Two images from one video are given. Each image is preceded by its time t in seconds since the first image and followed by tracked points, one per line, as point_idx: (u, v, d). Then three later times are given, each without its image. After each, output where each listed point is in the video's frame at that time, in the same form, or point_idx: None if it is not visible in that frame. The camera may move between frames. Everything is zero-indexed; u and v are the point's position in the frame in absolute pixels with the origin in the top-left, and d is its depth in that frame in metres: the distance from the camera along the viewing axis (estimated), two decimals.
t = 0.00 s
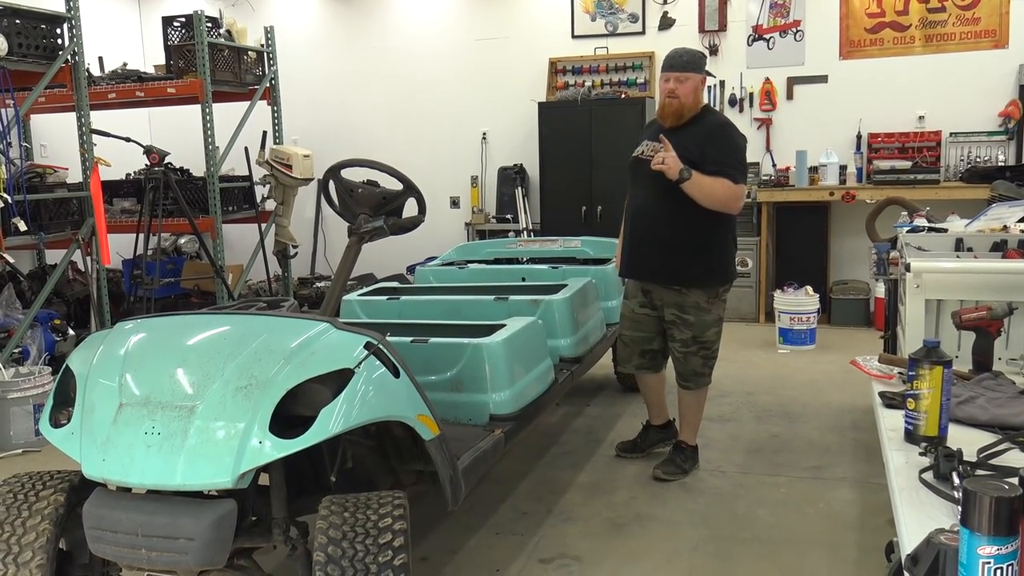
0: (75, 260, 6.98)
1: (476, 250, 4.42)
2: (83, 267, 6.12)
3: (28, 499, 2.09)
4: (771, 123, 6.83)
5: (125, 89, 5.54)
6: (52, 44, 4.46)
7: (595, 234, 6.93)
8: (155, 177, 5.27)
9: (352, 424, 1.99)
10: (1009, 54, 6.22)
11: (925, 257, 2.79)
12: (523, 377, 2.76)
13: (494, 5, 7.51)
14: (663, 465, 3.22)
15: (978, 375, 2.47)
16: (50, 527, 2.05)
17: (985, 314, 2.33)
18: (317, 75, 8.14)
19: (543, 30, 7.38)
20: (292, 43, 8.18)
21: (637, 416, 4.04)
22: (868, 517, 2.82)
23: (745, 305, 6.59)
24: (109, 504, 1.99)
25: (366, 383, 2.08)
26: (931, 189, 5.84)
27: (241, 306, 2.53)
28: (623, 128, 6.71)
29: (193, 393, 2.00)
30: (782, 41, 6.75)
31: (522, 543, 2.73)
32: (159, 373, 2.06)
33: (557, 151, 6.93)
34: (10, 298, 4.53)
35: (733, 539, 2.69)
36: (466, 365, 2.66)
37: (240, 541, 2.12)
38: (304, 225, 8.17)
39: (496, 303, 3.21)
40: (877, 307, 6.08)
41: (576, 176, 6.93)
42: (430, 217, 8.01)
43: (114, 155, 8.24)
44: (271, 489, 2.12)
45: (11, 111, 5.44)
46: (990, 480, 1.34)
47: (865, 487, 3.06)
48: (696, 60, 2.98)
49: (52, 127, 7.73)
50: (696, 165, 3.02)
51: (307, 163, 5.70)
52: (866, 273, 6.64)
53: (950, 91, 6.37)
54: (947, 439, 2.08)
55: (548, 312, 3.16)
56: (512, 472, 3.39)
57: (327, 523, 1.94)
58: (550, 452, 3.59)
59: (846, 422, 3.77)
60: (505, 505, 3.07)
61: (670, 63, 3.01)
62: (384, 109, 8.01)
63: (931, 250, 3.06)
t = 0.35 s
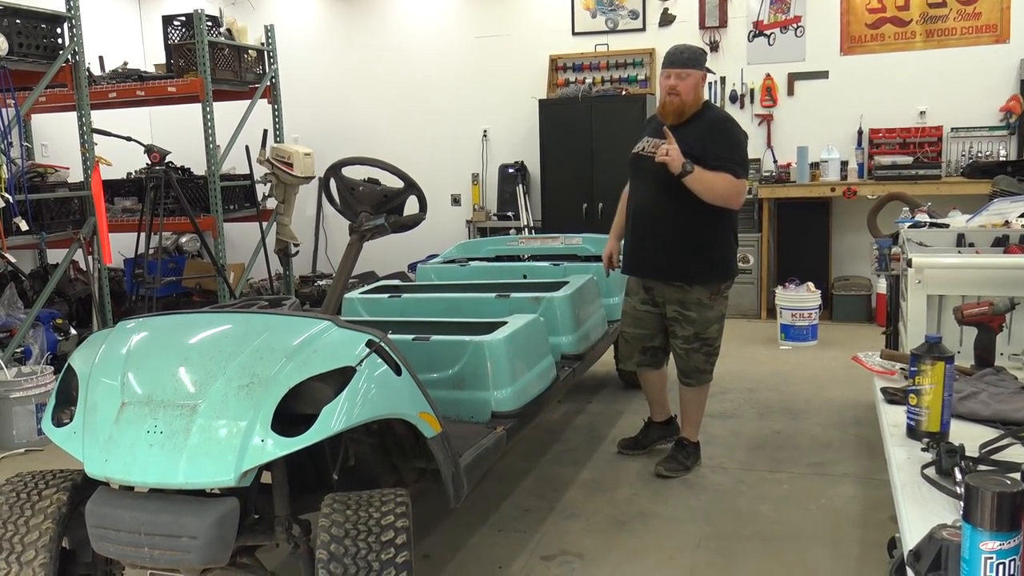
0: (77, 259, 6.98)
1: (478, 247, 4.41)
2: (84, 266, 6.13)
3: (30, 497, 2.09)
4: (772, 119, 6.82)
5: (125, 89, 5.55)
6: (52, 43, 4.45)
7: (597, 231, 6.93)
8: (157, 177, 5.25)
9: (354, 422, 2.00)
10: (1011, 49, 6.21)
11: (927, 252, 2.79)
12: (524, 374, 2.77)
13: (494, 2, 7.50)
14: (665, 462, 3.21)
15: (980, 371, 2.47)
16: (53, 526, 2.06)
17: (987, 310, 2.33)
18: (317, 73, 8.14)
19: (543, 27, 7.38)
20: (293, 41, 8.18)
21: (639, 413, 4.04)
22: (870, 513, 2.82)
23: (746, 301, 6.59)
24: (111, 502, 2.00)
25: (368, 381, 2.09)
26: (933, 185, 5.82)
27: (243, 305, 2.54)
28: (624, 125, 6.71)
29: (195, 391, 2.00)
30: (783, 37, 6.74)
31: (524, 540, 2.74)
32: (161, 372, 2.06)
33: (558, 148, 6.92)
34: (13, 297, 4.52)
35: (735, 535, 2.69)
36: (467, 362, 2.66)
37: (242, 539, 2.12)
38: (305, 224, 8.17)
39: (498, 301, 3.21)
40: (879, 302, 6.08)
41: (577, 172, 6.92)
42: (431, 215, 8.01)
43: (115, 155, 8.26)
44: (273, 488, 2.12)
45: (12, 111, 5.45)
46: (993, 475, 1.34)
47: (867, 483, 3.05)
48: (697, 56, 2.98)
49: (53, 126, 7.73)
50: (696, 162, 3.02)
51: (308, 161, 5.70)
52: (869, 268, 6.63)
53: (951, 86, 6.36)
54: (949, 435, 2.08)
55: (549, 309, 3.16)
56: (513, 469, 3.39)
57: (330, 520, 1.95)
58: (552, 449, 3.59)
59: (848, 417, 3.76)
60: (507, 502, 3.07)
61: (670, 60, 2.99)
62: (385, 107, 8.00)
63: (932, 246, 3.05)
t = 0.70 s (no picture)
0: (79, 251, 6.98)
1: (482, 242, 4.40)
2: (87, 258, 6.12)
3: (32, 489, 2.09)
4: (777, 117, 6.81)
5: (129, 80, 5.53)
6: (57, 34, 4.43)
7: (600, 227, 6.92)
8: (160, 169, 5.24)
9: (357, 416, 2.00)
10: (1017, 48, 6.19)
11: (933, 251, 2.78)
12: (527, 369, 2.76)
13: None
14: (668, 459, 3.21)
15: (986, 370, 2.46)
16: (54, 518, 2.05)
17: (994, 309, 2.32)
18: (322, 67, 8.13)
19: (548, 22, 7.36)
20: (297, 34, 8.16)
21: (641, 409, 4.04)
22: (873, 512, 2.82)
23: (749, 298, 6.58)
24: (113, 494, 1.99)
25: (371, 375, 2.09)
26: (938, 183, 5.80)
27: (246, 298, 2.53)
28: (628, 121, 6.69)
29: (198, 384, 2.00)
30: (789, 33, 6.72)
31: (526, 536, 2.73)
32: (164, 364, 2.06)
33: (562, 144, 6.91)
34: (15, 288, 4.50)
35: (738, 533, 2.69)
36: (470, 358, 2.66)
37: (244, 532, 2.12)
38: (308, 218, 8.16)
39: (502, 296, 3.20)
40: (882, 301, 6.07)
41: (581, 167, 6.91)
42: (434, 209, 8.00)
43: (118, 147, 8.28)
44: (276, 481, 2.12)
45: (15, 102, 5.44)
46: (1002, 475, 1.33)
47: (870, 482, 3.05)
48: (706, 52, 2.96)
49: (56, 117, 7.72)
50: (703, 159, 3.02)
51: (311, 155, 5.69)
52: (872, 266, 6.62)
53: (957, 85, 6.34)
54: (955, 434, 2.07)
55: (552, 305, 3.15)
56: (515, 465, 3.39)
57: (332, 514, 1.95)
58: (554, 445, 3.59)
59: (851, 416, 3.76)
60: (509, 498, 3.06)
61: (680, 56, 2.98)
62: (389, 101, 7.99)
63: (938, 244, 3.05)
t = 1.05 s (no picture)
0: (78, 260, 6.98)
1: (480, 253, 4.40)
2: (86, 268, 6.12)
3: (28, 502, 2.09)
4: (776, 129, 6.82)
5: (129, 91, 5.55)
6: (57, 45, 4.44)
7: (599, 238, 6.92)
8: (159, 179, 5.24)
9: (354, 428, 2.01)
10: (1015, 61, 6.20)
11: (931, 264, 2.78)
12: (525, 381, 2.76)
13: (499, 8, 7.50)
14: (666, 471, 3.20)
15: (983, 385, 2.45)
16: (50, 530, 2.05)
17: (990, 322, 2.32)
18: (321, 78, 8.15)
19: (547, 34, 7.38)
20: (297, 45, 8.18)
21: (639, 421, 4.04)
22: (871, 526, 2.81)
23: (748, 310, 6.58)
24: (110, 507, 1.99)
25: (369, 388, 2.10)
26: (936, 196, 5.81)
27: (244, 309, 2.53)
28: (627, 132, 6.70)
29: (195, 396, 2.00)
30: (787, 46, 6.74)
31: (523, 549, 2.73)
32: (161, 376, 2.06)
33: (560, 154, 6.92)
34: (13, 298, 4.49)
35: (736, 546, 2.68)
36: (468, 369, 2.66)
37: (241, 545, 2.13)
38: (308, 228, 8.17)
39: (500, 308, 3.20)
40: (881, 313, 6.07)
41: (580, 178, 6.91)
42: (433, 220, 8.01)
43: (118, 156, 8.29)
44: (272, 494, 2.12)
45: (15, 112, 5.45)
46: (996, 493, 1.33)
47: (868, 495, 3.04)
48: (704, 66, 2.97)
49: (56, 127, 7.74)
50: (703, 171, 3.02)
51: (311, 165, 5.69)
52: (871, 278, 6.63)
53: (954, 98, 6.36)
54: (952, 449, 2.07)
55: (551, 317, 3.15)
56: (513, 477, 3.38)
57: (329, 528, 1.94)
58: (552, 457, 3.58)
59: (850, 428, 3.75)
60: (506, 510, 3.06)
61: (678, 70, 2.98)
62: (389, 111, 8.00)
63: (935, 258, 3.05)
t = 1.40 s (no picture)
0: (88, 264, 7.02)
1: (488, 256, 4.40)
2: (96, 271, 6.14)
3: (38, 503, 2.10)
4: (784, 131, 6.80)
5: (138, 95, 5.58)
6: (66, 49, 4.47)
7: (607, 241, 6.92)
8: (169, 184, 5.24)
9: (362, 430, 2.01)
10: None
11: (939, 266, 2.76)
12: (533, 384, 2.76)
13: (506, 12, 7.52)
14: (675, 474, 3.19)
15: (993, 387, 2.44)
16: (60, 531, 2.06)
17: (999, 324, 2.31)
18: (330, 82, 8.18)
19: (554, 37, 7.39)
20: (306, 49, 8.22)
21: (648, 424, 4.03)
22: (881, 529, 2.80)
23: (757, 313, 6.57)
24: (120, 508, 2.00)
25: (377, 390, 2.11)
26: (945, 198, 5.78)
27: (252, 312, 2.54)
28: (635, 135, 6.70)
29: (204, 398, 2.01)
30: (795, 48, 6.73)
31: (532, 551, 2.73)
32: (170, 378, 2.07)
33: (568, 157, 6.92)
34: (24, 301, 4.49)
35: (744, 549, 2.67)
36: (476, 372, 2.66)
37: (250, 546, 2.13)
38: (316, 231, 8.19)
39: (508, 311, 3.20)
40: (890, 315, 6.05)
41: (588, 181, 6.92)
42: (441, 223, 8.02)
43: (128, 160, 8.34)
44: (281, 495, 2.13)
45: (25, 117, 5.49)
46: (1006, 493, 1.33)
47: (878, 498, 3.03)
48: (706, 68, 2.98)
49: (66, 131, 7.78)
50: (711, 173, 3.01)
51: (319, 168, 5.70)
52: (880, 281, 6.62)
53: (964, 100, 6.34)
54: (961, 451, 2.07)
55: (558, 319, 3.15)
56: (521, 479, 3.38)
57: (337, 529, 1.95)
58: (560, 460, 3.58)
59: (859, 431, 3.74)
60: (514, 512, 3.06)
61: (680, 73, 2.99)
62: (397, 115, 8.03)
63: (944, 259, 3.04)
